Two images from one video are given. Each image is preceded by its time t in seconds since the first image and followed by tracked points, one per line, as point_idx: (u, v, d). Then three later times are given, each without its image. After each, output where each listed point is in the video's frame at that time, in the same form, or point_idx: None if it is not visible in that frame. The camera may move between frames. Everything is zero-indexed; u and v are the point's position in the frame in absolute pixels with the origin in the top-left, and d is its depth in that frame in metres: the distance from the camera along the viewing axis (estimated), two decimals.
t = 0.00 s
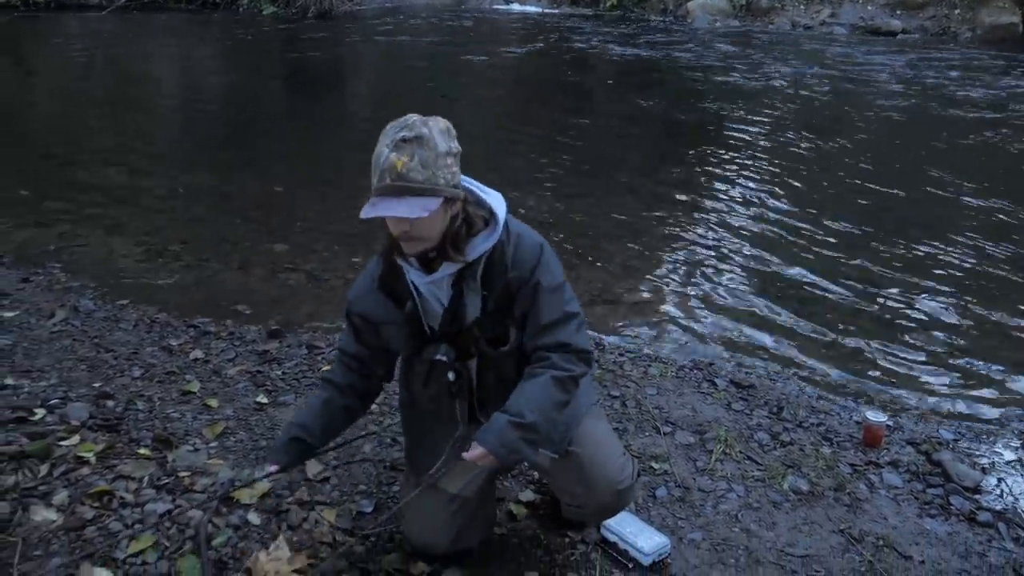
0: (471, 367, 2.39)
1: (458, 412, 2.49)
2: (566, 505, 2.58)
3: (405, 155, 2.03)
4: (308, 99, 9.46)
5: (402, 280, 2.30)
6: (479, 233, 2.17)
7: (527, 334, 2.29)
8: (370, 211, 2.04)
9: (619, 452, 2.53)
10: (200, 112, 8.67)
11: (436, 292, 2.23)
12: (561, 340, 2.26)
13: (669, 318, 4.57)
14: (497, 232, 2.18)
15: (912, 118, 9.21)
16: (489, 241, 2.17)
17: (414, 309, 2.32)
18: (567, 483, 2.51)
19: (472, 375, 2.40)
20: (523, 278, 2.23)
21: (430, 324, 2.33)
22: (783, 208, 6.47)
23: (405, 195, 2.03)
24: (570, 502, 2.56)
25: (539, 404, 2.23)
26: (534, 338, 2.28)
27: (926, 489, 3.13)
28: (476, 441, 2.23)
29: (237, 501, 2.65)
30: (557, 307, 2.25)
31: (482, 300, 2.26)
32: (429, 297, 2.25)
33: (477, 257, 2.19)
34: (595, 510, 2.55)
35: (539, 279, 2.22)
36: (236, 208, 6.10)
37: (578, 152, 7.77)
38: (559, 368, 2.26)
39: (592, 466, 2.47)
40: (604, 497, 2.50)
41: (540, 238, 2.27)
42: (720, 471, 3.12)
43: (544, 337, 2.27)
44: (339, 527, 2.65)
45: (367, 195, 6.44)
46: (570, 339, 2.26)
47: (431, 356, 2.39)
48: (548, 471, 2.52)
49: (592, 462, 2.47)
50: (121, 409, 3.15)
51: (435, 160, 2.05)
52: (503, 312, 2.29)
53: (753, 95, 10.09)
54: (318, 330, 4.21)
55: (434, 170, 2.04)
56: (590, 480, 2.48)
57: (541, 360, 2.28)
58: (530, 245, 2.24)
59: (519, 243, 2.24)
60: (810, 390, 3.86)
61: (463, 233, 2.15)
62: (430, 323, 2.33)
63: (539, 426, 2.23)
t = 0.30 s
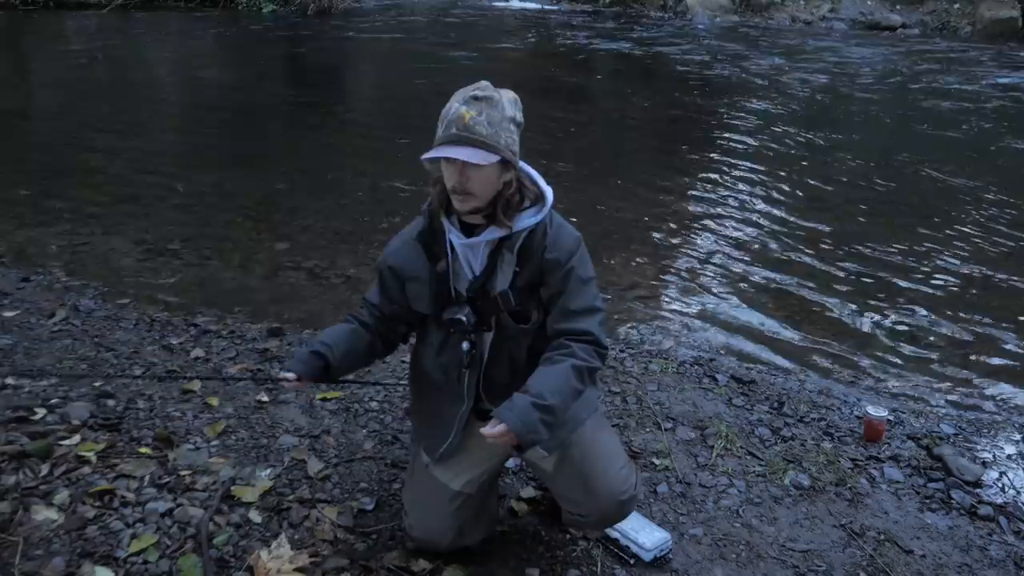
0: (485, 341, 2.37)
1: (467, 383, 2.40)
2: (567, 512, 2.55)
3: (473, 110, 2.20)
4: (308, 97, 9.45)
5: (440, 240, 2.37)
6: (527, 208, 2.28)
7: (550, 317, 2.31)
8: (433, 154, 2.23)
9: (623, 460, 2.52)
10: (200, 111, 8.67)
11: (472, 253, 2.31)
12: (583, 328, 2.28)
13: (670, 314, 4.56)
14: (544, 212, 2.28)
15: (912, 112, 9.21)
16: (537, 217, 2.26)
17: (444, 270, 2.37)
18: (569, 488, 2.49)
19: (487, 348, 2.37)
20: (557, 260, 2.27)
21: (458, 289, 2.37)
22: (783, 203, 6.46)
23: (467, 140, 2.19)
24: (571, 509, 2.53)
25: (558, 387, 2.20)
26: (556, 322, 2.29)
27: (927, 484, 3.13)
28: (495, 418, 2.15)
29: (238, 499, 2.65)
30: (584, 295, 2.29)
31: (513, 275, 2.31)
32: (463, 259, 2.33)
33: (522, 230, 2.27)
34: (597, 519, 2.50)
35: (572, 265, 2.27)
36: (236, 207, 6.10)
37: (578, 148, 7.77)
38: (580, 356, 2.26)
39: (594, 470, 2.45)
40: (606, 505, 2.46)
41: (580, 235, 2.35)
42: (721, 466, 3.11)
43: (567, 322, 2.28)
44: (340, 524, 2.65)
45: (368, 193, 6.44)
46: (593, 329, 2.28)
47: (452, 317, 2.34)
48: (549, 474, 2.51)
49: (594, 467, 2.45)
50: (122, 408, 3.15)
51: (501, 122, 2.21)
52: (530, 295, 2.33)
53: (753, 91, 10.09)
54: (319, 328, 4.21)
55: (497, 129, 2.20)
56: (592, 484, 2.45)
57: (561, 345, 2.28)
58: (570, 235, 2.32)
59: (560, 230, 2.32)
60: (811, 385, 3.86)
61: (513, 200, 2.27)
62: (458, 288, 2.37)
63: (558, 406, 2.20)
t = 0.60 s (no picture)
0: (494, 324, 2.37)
1: (472, 366, 2.39)
2: (568, 519, 2.55)
3: (515, 95, 2.27)
4: (307, 96, 9.44)
5: (467, 221, 2.44)
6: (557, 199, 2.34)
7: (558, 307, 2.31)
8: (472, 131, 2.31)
9: (624, 467, 2.51)
10: (198, 110, 8.65)
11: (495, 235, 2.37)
12: (585, 321, 2.27)
13: (669, 312, 4.56)
14: (573, 206, 2.33)
15: (911, 110, 9.22)
16: (565, 210, 2.32)
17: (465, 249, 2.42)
18: (569, 495, 2.49)
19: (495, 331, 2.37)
20: (575, 253, 2.29)
21: (476, 269, 2.41)
22: (782, 201, 6.46)
23: (507, 120, 2.25)
24: (572, 517, 2.53)
25: (549, 374, 2.19)
26: (562, 311, 2.28)
27: (926, 481, 3.14)
28: (483, 398, 2.14)
29: (236, 499, 2.66)
30: (596, 291, 2.29)
31: (531, 261, 2.32)
32: (486, 241, 2.39)
33: (549, 220, 2.31)
34: (598, 527, 2.50)
35: (589, 259, 2.27)
36: (234, 206, 6.10)
37: (576, 147, 7.76)
38: (576, 350, 2.25)
39: (593, 478, 2.45)
40: (606, 513, 2.46)
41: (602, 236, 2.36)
42: (720, 465, 3.11)
43: (573, 313, 2.27)
44: (339, 524, 2.65)
45: (366, 193, 6.44)
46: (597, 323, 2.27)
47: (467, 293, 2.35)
48: (550, 480, 2.50)
49: (594, 475, 2.45)
50: (121, 408, 3.15)
51: (539, 109, 2.27)
52: (544, 286, 2.34)
53: (751, 89, 10.08)
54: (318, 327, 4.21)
55: (536, 115, 2.27)
56: (592, 492, 2.45)
57: (561, 337, 2.27)
58: (593, 233, 2.35)
59: (583, 228, 2.34)
60: (810, 383, 3.87)
61: (545, 187, 2.32)
62: (477, 268, 2.41)
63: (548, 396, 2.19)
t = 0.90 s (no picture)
0: (495, 317, 2.40)
1: (471, 358, 2.41)
2: (564, 521, 2.54)
3: (532, 94, 2.32)
4: (303, 96, 9.43)
5: (477, 215, 2.48)
6: (568, 199, 2.38)
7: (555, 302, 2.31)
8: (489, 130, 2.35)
9: (621, 470, 2.51)
10: (194, 111, 8.64)
11: (503, 229, 2.40)
12: (581, 316, 2.27)
13: (666, 312, 4.57)
14: (582, 207, 2.37)
15: (906, 109, 9.24)
16: (575, 210, 2.36)
17: (473, 242, 2.46)
18: (566, 497, 2.48)
19: (495, 324, 2.39)
20: (580, 252, 2.32)
21: (481, 261, 2.44)
22: (777, 201, 6.47)
23: (524, 120, 2.30)
24: (568, 518, 2.52)
25: (539, 364, 2.18)
26: (560, 306, 2.29)
27: (922, 480, 3.14)
28: (475, 383, 2.14)
29: (233, 501, 2.66)
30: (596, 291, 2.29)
31: (536, 257, 2.35)
32: (492, 234, 2.42)
33: (559, 219, 2.35)
34: (595, 529, 2.49)
35: (592, 259, 2.30)
36: (230, 207, 6.09)
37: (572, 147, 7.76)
38: (567, 344, 2.24)
39: (590, 479, 2.45)
40: (602, 515, 2.46)
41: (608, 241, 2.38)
42: (716, 464, 3.12)
43: (572, 308, 2.28)
44: (336, 524, 2.65)
45: (362, 193, 6.44)
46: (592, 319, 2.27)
47: (469, 283, 2.39)
48: (547, 481, 2.49)
49: (590, 477, 2.45)
50: (116, 410, 3.14)
51: (555, 109, 2.33)
52: (547, 283, 2.36)
53: (748, 89, 10.09)
54: (314, 328, 4.21)
55: (552, 114, 2.32)
56: (588, 494, 2.45)
57: (553, 330, 2.27)
58: (600, 236, 2.37)
59: (589, 231, 2.36)
60: (806, 382, 3.87)
61: (558, 187, 2.37)
62: (482, 260, 2.44)
63: (537, 385, 2.18)
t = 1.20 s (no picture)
0: (495, 314, 2.39)
1: (471, 355, 2.40)
2: (563, 520, 2.54)
3: (532, 101, 2.30)
4: (300, 96, 9.42)
5: (477, 213, 2.48)
6: (568, 197, 2.39)
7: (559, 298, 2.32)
8: (494, 143, 2.33)
9: (620, 469, 2.51)
10: (190, 111, 8.62)
11: (504, 228, 2.40)
12: (586, 309, 2.27)
13: (663, 311, 4.57)
14: (583, 204, 2.39)
15: (903, 108, 9.25)
16: (576, 206, 2.37)
17: (473, 239, 2.45)
18: (566, 497, 2.48)
19: (495, 321, 2.39)
20: (581, 249, 2.32)
21: (482, 259, 2.43)
22: (774, 200, 6.47)
23: (527, 128, 2.29)
24: (567, 517, 2.52)
25: (550, 361, 2.18)
26: (564, 301, 2.29)
27: (919, 478, 3.15)
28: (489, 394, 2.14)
29: (231, 501, 2.65)
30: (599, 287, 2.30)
31: (537, 254, 2.36)
32: (493, 231, 2.41)
33: (561, 217, 2.36)
34: (594, 528, 2.49)
35: (593, 254, 2.31)
36: (227, 207, 6.08)
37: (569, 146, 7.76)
38: (574, 338, 2.24)
39: (590, 479, 2.45)
40: (601, 514, 2.46)
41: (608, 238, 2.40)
42: (714, 463, 3.12)
43: (575, 304, 2.28)
44: (334, 524, 2.64)
45: (359, 193, 6.43)
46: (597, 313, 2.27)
47: (470, 280, 2.38)
48: (546, 480, 2.49)
49: (591, 477, 2.45)
50: (113, 410, 3.14)
51: (556, 112, 2.32)
52: (547, 280, 2.37)
53: (744, 87, 10.09)
54: (311, 328, 4.21)
55: (553, 117, 2.32)
56: (588, 494, 2.45)
57: (560, 326, 2.28)
58: (600, 233, 2.38)
59: (589, 227, 2.37)
60: (803, 381, 3.88)
61: (559, 186, 2.38)
62: (482, 257, 2.43)
63: (550, 382, 2.17)
